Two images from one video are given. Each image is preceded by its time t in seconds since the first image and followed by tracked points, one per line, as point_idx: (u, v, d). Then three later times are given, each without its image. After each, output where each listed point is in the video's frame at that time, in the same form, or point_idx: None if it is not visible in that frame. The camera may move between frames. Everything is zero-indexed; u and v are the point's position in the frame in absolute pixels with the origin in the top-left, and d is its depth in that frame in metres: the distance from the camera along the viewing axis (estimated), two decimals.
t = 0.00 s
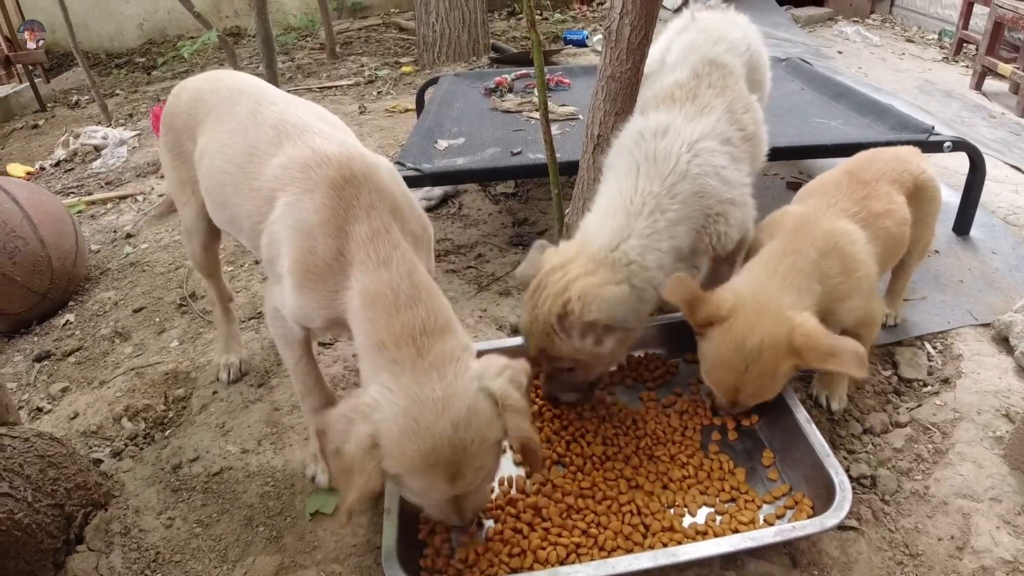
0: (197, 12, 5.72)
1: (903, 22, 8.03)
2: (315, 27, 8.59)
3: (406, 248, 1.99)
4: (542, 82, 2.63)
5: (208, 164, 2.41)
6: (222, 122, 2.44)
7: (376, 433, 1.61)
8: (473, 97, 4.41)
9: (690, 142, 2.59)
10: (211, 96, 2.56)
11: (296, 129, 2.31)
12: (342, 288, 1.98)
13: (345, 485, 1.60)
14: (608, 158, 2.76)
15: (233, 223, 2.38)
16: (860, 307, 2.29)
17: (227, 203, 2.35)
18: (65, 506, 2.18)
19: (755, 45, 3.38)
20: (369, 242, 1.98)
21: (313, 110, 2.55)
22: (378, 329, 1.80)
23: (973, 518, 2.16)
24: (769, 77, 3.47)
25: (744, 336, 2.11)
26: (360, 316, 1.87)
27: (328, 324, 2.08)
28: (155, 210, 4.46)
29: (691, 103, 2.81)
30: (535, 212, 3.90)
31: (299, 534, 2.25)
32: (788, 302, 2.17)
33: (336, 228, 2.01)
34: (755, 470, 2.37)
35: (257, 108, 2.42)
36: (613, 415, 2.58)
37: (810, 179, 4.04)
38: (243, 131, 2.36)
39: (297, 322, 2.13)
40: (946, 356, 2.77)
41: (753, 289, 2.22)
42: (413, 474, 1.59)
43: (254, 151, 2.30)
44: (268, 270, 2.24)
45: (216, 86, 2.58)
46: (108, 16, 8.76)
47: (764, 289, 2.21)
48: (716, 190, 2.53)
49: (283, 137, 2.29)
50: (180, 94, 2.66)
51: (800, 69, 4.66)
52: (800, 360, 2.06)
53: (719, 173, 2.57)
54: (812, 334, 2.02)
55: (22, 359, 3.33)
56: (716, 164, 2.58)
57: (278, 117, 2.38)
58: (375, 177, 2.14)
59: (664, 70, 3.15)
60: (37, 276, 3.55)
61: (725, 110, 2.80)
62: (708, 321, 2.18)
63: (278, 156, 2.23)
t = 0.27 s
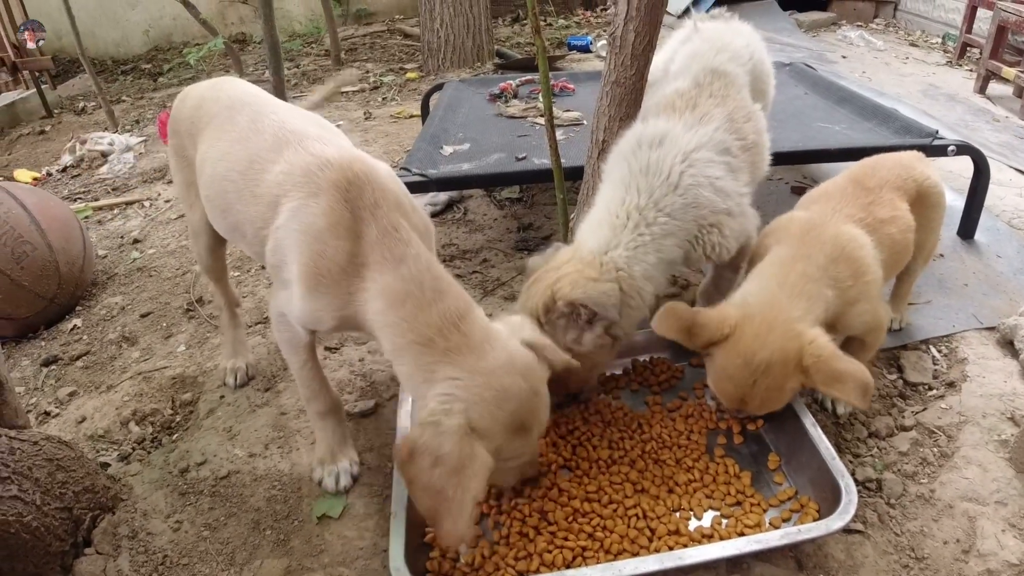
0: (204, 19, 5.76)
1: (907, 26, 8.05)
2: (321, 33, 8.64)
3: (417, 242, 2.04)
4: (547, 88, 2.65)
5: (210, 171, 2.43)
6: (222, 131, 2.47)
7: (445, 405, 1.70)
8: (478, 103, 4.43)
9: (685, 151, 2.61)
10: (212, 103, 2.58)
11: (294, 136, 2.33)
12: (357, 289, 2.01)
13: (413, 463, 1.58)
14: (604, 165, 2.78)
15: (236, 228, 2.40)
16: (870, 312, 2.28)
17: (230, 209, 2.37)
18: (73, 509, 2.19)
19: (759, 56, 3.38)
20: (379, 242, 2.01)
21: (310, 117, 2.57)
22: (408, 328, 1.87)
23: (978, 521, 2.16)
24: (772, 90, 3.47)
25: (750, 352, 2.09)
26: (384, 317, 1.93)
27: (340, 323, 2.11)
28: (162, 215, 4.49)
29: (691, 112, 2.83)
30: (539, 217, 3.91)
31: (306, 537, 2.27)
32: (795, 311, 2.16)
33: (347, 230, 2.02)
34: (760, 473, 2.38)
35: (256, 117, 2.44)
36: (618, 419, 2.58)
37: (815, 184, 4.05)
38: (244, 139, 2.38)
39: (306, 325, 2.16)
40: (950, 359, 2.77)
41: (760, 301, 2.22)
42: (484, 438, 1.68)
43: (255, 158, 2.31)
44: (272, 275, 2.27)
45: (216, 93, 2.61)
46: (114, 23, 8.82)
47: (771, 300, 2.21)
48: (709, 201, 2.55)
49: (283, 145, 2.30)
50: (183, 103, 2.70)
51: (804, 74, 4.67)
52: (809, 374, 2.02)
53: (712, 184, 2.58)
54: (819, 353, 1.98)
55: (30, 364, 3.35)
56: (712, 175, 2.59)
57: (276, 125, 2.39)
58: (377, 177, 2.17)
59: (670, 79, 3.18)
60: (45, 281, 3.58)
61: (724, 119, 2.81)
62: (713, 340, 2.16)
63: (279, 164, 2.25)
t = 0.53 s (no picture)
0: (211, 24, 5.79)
1: (911, 29, 8.05)
2: (326, 37, 8.68)
3: (450, 241, 2.12)
4: (556, 93, 2.66)
5: (229, 179, 2.42)
6: (243, 138, 2.47)
7: (482, 389, 1.78)
8: (485, 107, 4.45)
9: (701, 153, 2.63)
10: (229, 112, 2.60)
11: (318, 143, 2.35)
12: (394, 288, 2.05)
13: (447, 440, 1.71)
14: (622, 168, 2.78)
15: (255, 236, 2.39)
16: (883, 317, 2.30)
17: (251, 217, 2.37)
18: (86, 513, 2.21)
19: (771, 60, 3.39)
20: (416, 242, 2.07)
21: (328, 124, 2.58)
22: (452, 322, 1.94)
23: (987, 524, 2.17)
24: (781, 93, 3.48)
25: (755, 356, 2.08)
26: (426, 313, 1.98)
27: (372, 324, 2.12)
28: (171, 220, 4.52)
29: (705, 116, 2.85)
30: (547, 221, 3.93)
31: (317, 540, 2.28)
32: (806, 322, 2.17)
33: (384, 232, 2.07)
34: (769, 477, 2.38)
35: (277, 126, 2.45)
36: (627, 422, 2.60)
37: (821, 187, 4.06)
38: (267, 146, 2.39)
39: (332, 326, 2.15)
40: (958, 363, 2.78)
41: (770, 311, 2.23)
42: (514, 422, 1.72)
43: (278, 167, 2.32)
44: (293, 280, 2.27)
45: (233, 101, 2.63)
46: (120, 28, 8.86)
47: (783, 311, 2.21)
48: (725, 202, 2.57)
49: (307, 152, 2.32)
50: (196, 108, 2.70)
51: (810, 77, 4.68)
52: (813, 384, 2.01)
53: (728, 185, 2.60)
54: (825, 365, 1.99)
55: (40, 367, 3.37)
56: (728, 177, 2.61)
57: (298, 132, 2.41)
58: (407, 179, 2.23)
59: (680, 81, 3.22)
60: (55, 285, 3.60)
61: (737, 122, 2.83)
62: (718, 342, 2.17)
63: (306, 170, 2.27)
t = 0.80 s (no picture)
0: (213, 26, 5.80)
1: (914, 30, 8.04)
2: (328, 38, 8.69)
3: (458, 240, 2.12)
4: (558, 94, 2.67)
5: (239, 171, 2.42)
6: (253, 132, 2.47)
7: (519, 387, 1.76)
8: (487, 108, 4.46)
9: (705, 153, 2.63)
10: (239, 106, 2.60)
11: (329, 138, 2.35)
12: (402, 287, 2.04)
13: (497, 445, 1.69)
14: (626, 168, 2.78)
15: (263, 230, 2.37)
16: (886, 325, 2.30)
17: (259, 210, 2.35)
18: (89, 513, 2.21)
19: (769, 56, 3.38)
20: (423, 241, 2.07)
21: (340, 118, 2.59)
22: (462, 319, 1.93)
23: (990, 526, 2.17)
24: (781, 84, 3.47)
25: (763, 363, 2.06)
26: (436, 311, 1.97)
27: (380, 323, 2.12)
28: (173, 220, 4.53)
29: (708, 114, 2.85)
30: (549, 222, 3.93)
31: (320, 541, 2.29)
32: (810, 330, 2.17)
33: (392, 229, 2.07)
34: (772, 479, 2.39)
35: (288, 118, 2.46)
36: (629, 423, 2.60)
37: (823, 188, 4.06)
38: (276, 140, 2.39)
39: (340, 326, 2.16)
40: (961, 364, 2.78)
41: (772, 320, 2.22)
42: (555, 407, 1.79)
43: (289, 159, 2.32)
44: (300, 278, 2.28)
45: (243, 96, 2.63)
46: (124, 29, 8.88)
47: (787, 321, 2.20)
48: (731, 200, 2.58)
49: (318, 147, 2.32)
50: (206, 106, 2.71)
51: (813, 79, 4.68)
52: (823, 390, 2.00)
53: (734, 184, 2.61)
54: (833, 371, 2.01)
55: (43, 368, 3.38)
56: (734, 176, 2.62)
57: (310, 126, 2.41)
58: (414, 178, 2.24)
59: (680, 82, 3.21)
60: (58, 285, 3.61)
61: (739, 120, 2.83)
62: (720, 353, 2.15)
63: (316, 166, 2.26)
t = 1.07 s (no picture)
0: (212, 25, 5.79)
1: (912, 29, 8.05)
2: (327, 37, 8.67)
3: (459, 237, 2.16)
4: (557, 95, 2.66)
5: (238, 165, 2.41)
6: (252, 126, 2.47)
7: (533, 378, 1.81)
8: (486, 108, 4.45)
9: (711, 149, 2.63)
10: (239, 101, 2.60)
11: (330, 134, 2.35)
12: (404, 284, 2.05)
13: (517, 439, 1.72)
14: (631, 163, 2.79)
15: (261, 225, 2.38)
16: (886, 329, 2.31)
17: (257, 204, 2.35)
18: (89, 515, 2.22)
19: (765, 46, 3.39)
20: (424, 238, 2.09)
21: (340, 115, 2.59)
22: (468, 311, 1.96)
23: (987, 527, 2.17)
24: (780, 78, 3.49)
25: (772, 365, 2.01)
26: (441, 306, 1.99)
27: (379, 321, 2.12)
28: (172, 220, 4.52)
29: (709, 110, 2.86)
30: (547, 222, 3.94)
31: (319, 542, 2.29)
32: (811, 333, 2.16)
33: (394, 226, 2.07)
34: (769, 479, 2.39)
35: (288, 113, 2.46)
36: (627, 424, 2.61)
37: (822, 189, 4.06)
38: (276, 135, 2.39)
39: (339, 324, 2.16)
40: (958, 365, 2.79)
41: (773, 326, 2.19)
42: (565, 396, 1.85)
43: (289, 154, 2.32)
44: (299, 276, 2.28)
45: (242, 92, 2.63)
46: (122, 27, 8.86)
47: (789, 325, 2.18)
48: (737, 192, 2.59)
49: (319, 144, 2.32)
50: (205, 104, 2.70)
51: (811, 79, 4.68)
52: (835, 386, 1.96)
53: (739, 178, 2.62)
54: (841, 367, 1.99)
55: (42, 368, 3.38)
56: (737, 169, 2.64)
57: (310, 122, 2.41)
58: (414, 176, 2.25)
59: (678, 74, 3.19)
60: (57, 286, 3.61)
61: (741, 116, 2.85)
62: (725, 360, 2.09)
63: (316, 163, 2.26)
